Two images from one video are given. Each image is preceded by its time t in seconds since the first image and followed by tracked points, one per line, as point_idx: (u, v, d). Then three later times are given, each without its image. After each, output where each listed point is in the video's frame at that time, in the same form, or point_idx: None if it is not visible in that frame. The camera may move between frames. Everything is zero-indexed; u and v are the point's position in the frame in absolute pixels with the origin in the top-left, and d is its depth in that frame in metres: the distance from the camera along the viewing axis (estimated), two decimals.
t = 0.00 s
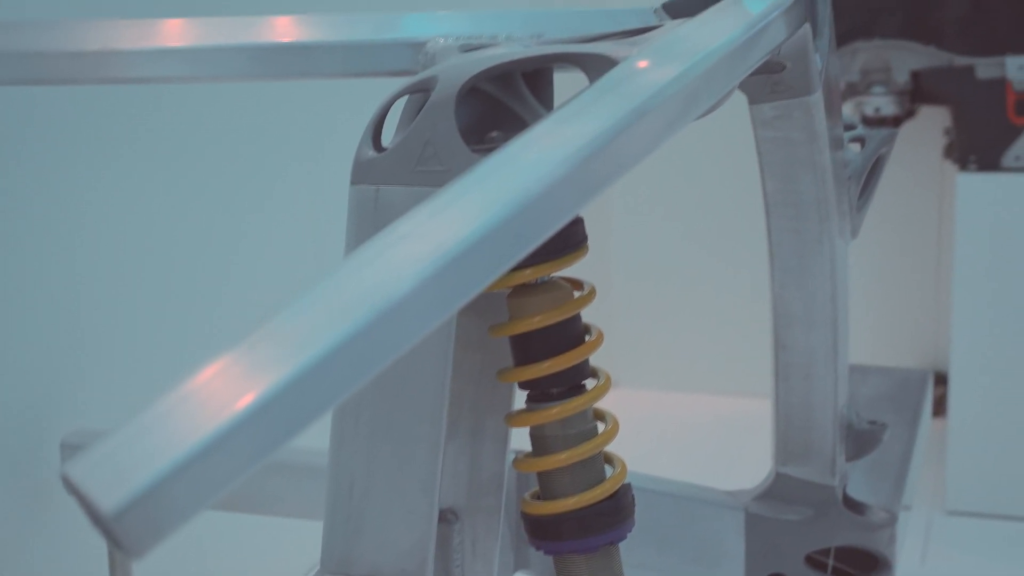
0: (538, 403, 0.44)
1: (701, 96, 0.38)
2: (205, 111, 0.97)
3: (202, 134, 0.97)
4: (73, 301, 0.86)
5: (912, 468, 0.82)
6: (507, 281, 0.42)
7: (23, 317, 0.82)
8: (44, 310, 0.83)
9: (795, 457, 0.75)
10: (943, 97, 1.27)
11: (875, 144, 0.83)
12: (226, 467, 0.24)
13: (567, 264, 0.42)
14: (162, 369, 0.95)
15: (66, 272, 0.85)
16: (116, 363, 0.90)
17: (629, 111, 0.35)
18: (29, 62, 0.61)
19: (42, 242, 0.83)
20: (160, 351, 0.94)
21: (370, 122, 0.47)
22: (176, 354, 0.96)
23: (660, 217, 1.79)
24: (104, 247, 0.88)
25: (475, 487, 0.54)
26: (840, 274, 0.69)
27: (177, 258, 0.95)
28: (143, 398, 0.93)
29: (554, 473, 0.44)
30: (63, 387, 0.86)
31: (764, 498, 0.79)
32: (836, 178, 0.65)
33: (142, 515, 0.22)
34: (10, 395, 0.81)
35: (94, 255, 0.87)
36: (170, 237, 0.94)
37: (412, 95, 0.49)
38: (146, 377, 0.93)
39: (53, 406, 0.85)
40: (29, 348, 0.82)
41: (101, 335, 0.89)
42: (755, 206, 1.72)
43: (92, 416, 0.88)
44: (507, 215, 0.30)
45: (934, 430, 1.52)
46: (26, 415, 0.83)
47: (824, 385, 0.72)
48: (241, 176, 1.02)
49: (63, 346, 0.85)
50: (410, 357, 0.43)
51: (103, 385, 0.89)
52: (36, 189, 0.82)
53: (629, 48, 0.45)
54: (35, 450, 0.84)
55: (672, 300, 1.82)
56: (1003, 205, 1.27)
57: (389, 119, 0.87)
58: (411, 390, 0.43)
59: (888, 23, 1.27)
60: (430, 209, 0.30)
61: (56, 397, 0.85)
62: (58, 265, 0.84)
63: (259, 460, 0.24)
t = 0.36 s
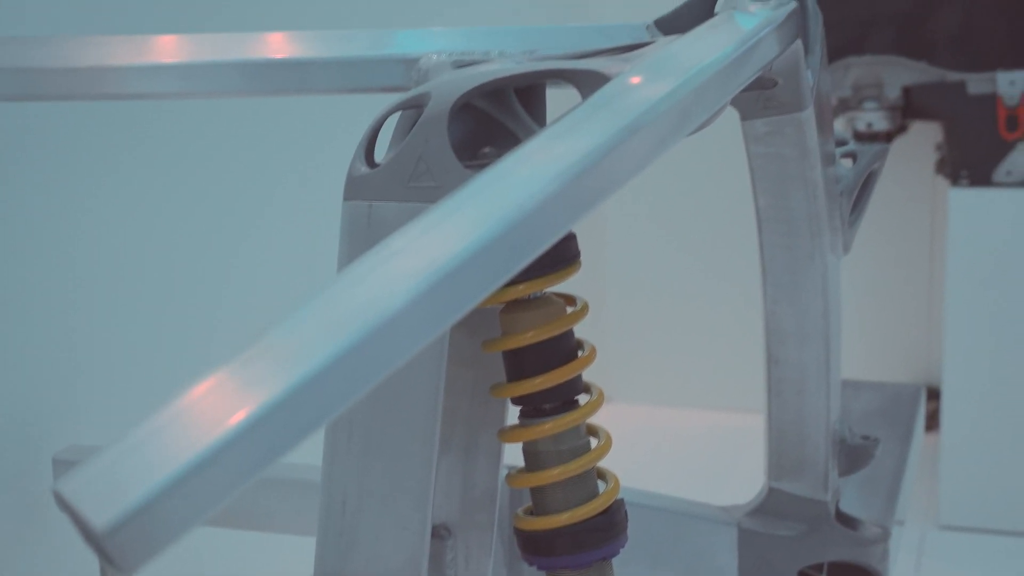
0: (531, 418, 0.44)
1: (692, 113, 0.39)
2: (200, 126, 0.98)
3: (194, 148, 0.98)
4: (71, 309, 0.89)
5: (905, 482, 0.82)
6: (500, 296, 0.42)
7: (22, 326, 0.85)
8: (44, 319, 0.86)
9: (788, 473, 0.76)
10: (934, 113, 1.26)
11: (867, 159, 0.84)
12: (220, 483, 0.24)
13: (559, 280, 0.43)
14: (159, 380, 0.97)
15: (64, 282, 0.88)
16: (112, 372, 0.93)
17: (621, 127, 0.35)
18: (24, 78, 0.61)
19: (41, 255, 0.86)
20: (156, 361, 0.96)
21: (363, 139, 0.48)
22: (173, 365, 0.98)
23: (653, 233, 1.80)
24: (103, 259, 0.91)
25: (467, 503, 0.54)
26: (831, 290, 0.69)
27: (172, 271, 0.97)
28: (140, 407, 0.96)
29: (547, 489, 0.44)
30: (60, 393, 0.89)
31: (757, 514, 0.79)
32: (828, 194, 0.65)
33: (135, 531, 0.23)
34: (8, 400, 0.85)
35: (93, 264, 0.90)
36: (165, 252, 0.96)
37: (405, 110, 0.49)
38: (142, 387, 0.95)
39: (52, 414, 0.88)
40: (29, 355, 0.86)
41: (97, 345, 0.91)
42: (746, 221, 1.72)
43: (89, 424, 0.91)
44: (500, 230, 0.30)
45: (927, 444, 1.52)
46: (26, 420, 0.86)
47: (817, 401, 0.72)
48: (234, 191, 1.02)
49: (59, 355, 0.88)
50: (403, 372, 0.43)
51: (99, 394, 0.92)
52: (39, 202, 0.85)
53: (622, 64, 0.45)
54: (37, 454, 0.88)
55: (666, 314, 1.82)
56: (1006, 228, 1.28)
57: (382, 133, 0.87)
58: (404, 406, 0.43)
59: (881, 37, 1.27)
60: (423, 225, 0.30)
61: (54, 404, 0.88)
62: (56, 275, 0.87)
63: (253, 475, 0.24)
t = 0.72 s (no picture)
0: (522, 433, 0.44)
1: (682, 128, 0.39)
2: (195, 136, 0.99)
3: (188, 159, 0.99)
4: (69, 314, 0.90)
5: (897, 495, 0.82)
6: (491, 311, 0.42)
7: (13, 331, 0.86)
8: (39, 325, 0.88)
9: (778, 487, 0.76)
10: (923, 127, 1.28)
11: (857, 174, 0.84)
12: (210, 498, 0.24)
13: (551, 295, 0.43)
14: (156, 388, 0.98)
15: (58, 290, 0.89)
16: (107, 378, 0.94)
17: (611, 142, 0.35)
18: (16, 94, 0.62)
19: (39, 259, 0.87)
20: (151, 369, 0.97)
21: (354, 154, 0.48)
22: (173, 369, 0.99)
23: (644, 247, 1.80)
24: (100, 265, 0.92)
25: (459, 517, 0.54)
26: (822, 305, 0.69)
27: (168, 277, 0.97)
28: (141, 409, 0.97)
29: (538, 503, 0.45)
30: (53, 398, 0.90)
31: (749, 528, 0.79)
32: (819, 207, 0.66)
33: (124, 546, 0.22)
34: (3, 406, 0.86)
35: (92, 265, 0.92)
36: (162, 260, 0.97)
37: (396, 125, 0.49)
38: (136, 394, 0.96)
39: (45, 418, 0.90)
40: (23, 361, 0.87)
41: (91, 352, 0.92)
42: (735, 236, 1.73)
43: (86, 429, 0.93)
44: (490, 246, 0.30)
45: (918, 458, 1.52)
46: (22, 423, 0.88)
47: (808, 415, 0.72)
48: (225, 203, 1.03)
49: (51, 362, 0.89)
50: (392, 387, 0.43)
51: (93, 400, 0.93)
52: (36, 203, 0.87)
53: (613, 80, 0.45)
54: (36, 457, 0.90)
55: (657, 329, 1.82)
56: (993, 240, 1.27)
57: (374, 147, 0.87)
58: (394, 421, 0.43)
59: (871, 50, 1.28)
60: (414, 240, 0.31)
61: (47, 411, 0.90)
62: (51, 281, 0.89)
63: (243, 490, 0.24)
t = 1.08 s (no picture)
0: (514, 448, 0.44)
1: (673, 145, 0.39)
2: (188, 151, 0.99)
3: (181, 173, 0.99)
4: (67, 328, 0.90)
5: (888, 512, 0.83)
6: (482, 326, 0.42)
7: (15, 343, 0.85)
8: (40, 339, 0.87)
9: (770, 502, 0.76)
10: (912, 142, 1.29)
11: (847, 190, 0.85)
12: (201, 515, 0.24)
13: (544, 310, 0.43)
14: (150, 401, 0.99)
15: (58, 301, 0.89)
16: (103, 390, 0.94)
17: (603, 157, 0.35)
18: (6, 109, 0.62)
19: (38, 271, 0.87)
20: (146, 384, 0.98)
21: (346, 170, 0.48)
22: (165, 384, 1.00)
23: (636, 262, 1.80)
24: (94, 279, 0.92)
25: (452, 532, 0.54)
26: (814, 321, 0.69)
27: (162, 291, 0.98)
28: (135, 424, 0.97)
29: (530, 519, 0.45)
30: (51, 413, 0.89)
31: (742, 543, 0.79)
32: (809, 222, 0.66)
33: (115, 564, 0.22)
34: (5, 422, 0.85)
35: (86, 277, 0.91)
36: (157, 272, 0.97)
37: (387, 142, 0.49)
38: (133, 408, 0.97)
39: (43, 434, 0.89)
40: (23, 376, 0.86)
41: (88, 365, 0.92)
42: (726, 252, 1.73)
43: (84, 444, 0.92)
44: (481, 261, 0.30)
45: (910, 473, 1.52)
46: (21, 438, 0.87)
47: (800, 430, 0.73)
48: (217, 216, 1.03)
49: (50, 374, 0.89)
50: (384, 403, 0.43)
51: (92, 416, 0.93)
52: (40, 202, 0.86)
53: (603, 95, 0.46)
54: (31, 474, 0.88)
55: (649, 344, 1.82)
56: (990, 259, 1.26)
57: (366, 163, 0.88)
58: (386, 436, 0.43)
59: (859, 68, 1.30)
60: (406, 256, 0.31)
61: (47, 426, 0.89)
62: (51, 293, 0.88)
63: (234, 507, 0.24)
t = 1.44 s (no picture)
0: (505, 464, 0.44)
1: (664, 161, 0.39)
2: (182, 167, 1.00)
3: (174, 188, 1.00)
4: (63, 342, 0.91)
5: (879, 528, 0.83)
6: (474, 342, 0.42)
7: (10, 354, 0.87)
8: (37, 347, 0.89)
9: (762, 517, 0.76)
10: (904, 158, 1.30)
11: (838, 206, 0.85)
12: (193, 532, 0.24)
13: (535, 326, 0.43)
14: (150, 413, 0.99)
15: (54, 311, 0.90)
16: (103, 402, 0.95)
17: (593, 174, 0.36)
18: None
19: (33, 284, 0.88)
20: (144, 395, 0.98)
21: (337, 186, 0.48)
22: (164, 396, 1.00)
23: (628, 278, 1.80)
24: (90, 288, 0.93)
25: (444, 548, 0.54)
26: (805, 337, 0.70)
27: (157, 299, 0.98)
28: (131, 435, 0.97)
29: (522, 535, 0.44)
30: (50, 423, 0.91)
31: (733, 558, 0.79)
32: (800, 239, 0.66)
33: None
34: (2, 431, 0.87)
35: (81, 290, 0.92)
36: (152, 282, 0.98)
37: (379, 158, 0.49)
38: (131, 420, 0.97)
39: (42, 444, 0.90)
40: (19, 386, 0.88)
41: (86, 376, 0.93)
42: (718, 267, 1.73)
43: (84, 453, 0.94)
44: (472, 278, 0.30)
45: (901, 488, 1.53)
46: (19, 447, 0.89)
47: (791, 446, 0.73)
48: (210, 231, 1.03)
49: (46, 384, 0.90)
50: (376, 418, 0.43)
51: (91, 425, 0.93)
52: (40, 216, 0.89)
53: (594, 112, 0.46)
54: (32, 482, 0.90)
55: (642, 359, 1.81)
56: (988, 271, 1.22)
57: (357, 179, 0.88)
58: (378, 451, 0.43)
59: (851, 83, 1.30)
60: (396, 273, 0.31)
61: (45, 437, 0.90)
62: (46, 301, 0.90)
63: (226, 523, 0.24)
